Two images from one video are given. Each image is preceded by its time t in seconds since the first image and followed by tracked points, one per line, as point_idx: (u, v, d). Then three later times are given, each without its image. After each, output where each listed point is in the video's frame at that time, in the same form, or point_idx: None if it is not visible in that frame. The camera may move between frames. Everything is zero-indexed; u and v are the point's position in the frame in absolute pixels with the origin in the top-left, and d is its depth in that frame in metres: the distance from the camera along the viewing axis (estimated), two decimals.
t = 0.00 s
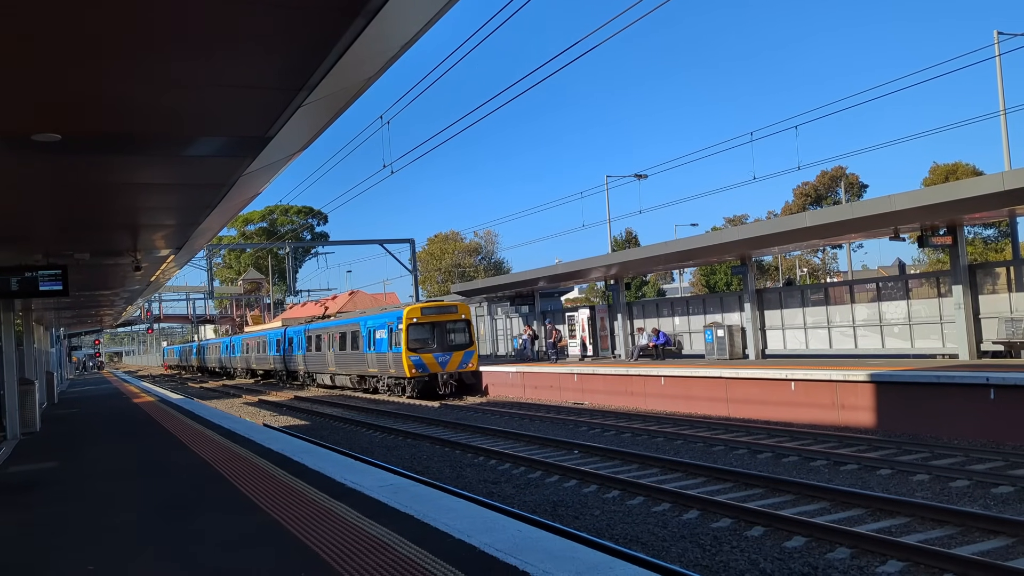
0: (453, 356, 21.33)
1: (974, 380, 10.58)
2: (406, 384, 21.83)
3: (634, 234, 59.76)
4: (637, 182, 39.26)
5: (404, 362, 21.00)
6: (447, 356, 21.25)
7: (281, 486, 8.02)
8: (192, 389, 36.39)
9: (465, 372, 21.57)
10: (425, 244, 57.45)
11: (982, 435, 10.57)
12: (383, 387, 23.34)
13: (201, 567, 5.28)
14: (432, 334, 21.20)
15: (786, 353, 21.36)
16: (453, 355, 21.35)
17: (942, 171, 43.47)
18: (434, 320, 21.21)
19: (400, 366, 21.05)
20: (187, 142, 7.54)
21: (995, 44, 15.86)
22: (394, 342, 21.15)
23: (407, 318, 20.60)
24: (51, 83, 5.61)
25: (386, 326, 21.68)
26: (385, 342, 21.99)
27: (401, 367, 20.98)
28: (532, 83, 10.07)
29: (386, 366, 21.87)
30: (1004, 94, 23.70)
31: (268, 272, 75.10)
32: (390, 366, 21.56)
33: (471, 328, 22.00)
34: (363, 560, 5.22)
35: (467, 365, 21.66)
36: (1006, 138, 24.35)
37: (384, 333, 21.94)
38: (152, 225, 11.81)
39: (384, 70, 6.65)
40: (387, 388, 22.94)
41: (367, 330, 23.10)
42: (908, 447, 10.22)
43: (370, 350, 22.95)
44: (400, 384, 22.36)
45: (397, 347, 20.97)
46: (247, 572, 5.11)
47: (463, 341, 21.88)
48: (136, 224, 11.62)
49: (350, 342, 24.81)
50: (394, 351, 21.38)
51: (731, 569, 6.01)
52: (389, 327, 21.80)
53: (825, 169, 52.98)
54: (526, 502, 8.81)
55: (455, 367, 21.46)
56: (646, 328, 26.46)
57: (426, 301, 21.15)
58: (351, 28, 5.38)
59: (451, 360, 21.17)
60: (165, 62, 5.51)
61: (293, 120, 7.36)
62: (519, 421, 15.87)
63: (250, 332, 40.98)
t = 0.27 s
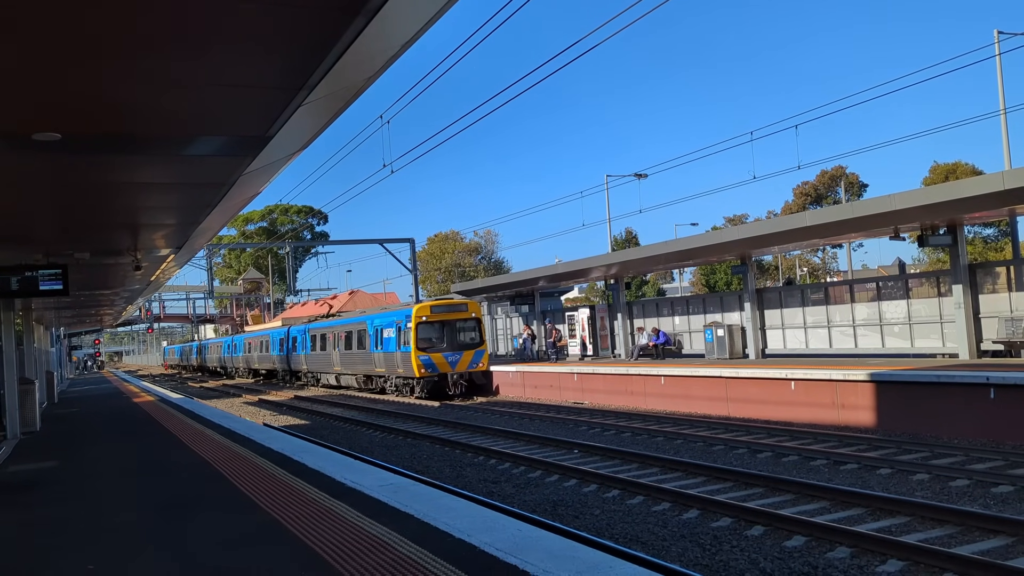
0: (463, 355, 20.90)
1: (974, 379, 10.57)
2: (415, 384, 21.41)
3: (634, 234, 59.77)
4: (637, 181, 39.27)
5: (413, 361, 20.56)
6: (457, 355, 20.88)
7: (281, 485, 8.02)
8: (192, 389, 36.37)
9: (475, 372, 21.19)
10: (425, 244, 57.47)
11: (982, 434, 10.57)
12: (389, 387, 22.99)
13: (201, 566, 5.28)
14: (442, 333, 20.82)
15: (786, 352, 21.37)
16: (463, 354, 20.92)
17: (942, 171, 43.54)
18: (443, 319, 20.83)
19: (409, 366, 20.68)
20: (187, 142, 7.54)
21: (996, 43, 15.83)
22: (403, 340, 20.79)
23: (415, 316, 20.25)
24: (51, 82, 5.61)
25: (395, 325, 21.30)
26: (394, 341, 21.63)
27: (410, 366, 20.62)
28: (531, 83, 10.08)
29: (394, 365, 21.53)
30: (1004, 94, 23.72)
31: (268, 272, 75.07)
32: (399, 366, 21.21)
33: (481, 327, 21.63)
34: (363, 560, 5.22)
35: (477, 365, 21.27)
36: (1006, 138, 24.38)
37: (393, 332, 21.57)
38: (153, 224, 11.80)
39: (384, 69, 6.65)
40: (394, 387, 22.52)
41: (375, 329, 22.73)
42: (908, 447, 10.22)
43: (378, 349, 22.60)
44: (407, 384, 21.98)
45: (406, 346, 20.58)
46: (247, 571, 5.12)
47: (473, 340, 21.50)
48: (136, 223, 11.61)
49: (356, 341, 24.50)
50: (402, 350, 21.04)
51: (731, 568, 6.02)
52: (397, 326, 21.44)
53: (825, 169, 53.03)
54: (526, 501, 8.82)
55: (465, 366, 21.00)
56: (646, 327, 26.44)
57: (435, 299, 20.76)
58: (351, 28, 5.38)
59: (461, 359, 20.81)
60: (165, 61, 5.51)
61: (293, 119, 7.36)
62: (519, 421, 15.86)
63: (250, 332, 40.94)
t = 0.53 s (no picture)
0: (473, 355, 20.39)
1: (973, 379, 10.58)
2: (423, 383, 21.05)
3: (634, 233, 59.82)
4: (637, 181, 39.25)
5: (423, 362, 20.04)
6: (467, 355, 20.36)
7: (281, 486, 8.01)
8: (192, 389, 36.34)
9: (485, 372, 20.68)
10: (424, 244, 57.48)
11: (981, 434, 10.58)
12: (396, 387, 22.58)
13: (202, 567, 5.28)
14: (451, 332, 20.31)
15: (785, 353, 21.37)
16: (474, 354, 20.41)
17: (941, 172, 43.62)
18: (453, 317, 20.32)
19: (418, 366, 20.17)
20: (186, 142, 7.54)
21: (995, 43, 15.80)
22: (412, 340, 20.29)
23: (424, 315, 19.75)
24: (51, 82, 5.61)
25: (402, 324, 20.86)
26: (401, 340, 21.16)
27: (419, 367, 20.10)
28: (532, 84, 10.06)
29: (402, 365, 21.06)
30: (1004, 94, 23.74)
31: (268, 271, 75.07)
32: (407, 366, 20.72)
33: (491, 326, 21.10)
34: (363, 560, 5.21)
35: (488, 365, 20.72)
36: (1005, 139, 24.44)
37: (402, 332, 21.06)
38: (152, 224, 11.81)
39: (383, 70, 6.66)
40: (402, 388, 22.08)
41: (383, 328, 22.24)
42: (907, 447, 10.23)
43: (385, 349, 22.14)
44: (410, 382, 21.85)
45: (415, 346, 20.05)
46: (246, 571, 5.12)
47: (483, 339, 20.98)
48: (135, 223, 11.61)
49: (361, 341, 24.17)
50: (411, 350, 20.57)
51: (731, 568, 6.02)
52: (404, 326, 21.02)
53: (824, 169, 53.09)
54: (526, 501, 8.82)
55: (476, 366, 20.49)
56: (646, 327, 26.44)
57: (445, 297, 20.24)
58: (351, 28, 5.38)
59: (471, 359, 20.30)
60: (165, 62, 5.52)
61: (292, 119, 7.36)
62: (519, 421, 15.86)
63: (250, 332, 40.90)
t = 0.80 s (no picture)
0: (484, 355, 19.89)
1: (973, 379, 10.58)
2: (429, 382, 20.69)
3: (633, 233, 59.84)
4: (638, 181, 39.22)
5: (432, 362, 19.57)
6: (477, 355, 19.83)
7: (282, 486, 8.00)
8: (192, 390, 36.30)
9: (496, 373, 20.12)
10: (424, 244, 57.46)
11: (981, 434, 10.58)
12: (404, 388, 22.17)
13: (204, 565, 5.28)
14: (461, 332, 19.81)
15: (785, 353, 21.38)
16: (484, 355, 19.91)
17: (941, 172, 43.66)
18: (463, 316, 19.84)
19: (428, 367, 19.71)
20: (186, 142, 7.54)
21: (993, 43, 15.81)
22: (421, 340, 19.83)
23: (433, 314, 19.29)
24: (51, 82, 5.60)
25: (411, 324, 20.41)
26: (410, 340, 20.71)
27: (428, 367, 19.66)
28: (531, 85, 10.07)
29: (410, 365, 20.63)
30: (1003, 94, 23.74)
31: (268, 272, 75.05)
32: (416, 366, 20.29)
33: (503, 325, 20.56)
34: (363, 560, 5.22)
35: (499, 366, 20.12)
36: (1005, 139, 24.47)
37: (410, 332, 20.60)
38: (152, 225, 11.81)
39: (384, 70, 6.66)
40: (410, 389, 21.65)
41: (391, 328, 21.77)
42: (907, 447, 10.23)
43: (392, 349, 21.71)
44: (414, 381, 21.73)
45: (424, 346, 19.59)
46: (246, 570, 5.13)
47: (495, 339, 20.48)
48: (135, 224, 11.60)
49: (369, 341, 23.72)
50: (420, 351, 20.04)
51: (730, 568, 6.03)
52: (412, 325, 20.63)
53: (824, 169, 53.10)
54: (526, 502, 8.82)
55: (486, 367, 20.02)
56: (645, 328, 26.44)
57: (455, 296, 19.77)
58: (351, 28, 5.38)
59: (481, 359, 19.78)
60: (165, 62, 5.52)
61: (292, 119, 7.36)
62: (519, 421, 15.84)
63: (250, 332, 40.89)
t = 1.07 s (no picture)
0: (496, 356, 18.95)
1: (973, 379, 9.99)
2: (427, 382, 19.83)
3: (632, 234, 59.35)
4: (639, 179, 38.68)
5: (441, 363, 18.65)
6: (489, 355, 18.93)
7: (274, 486, 7.39)
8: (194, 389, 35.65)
9: (508, 374, 19.30)
10: (422, 244, 56.92)
11: (981, 435, 9.98)
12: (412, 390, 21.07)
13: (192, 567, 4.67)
14: (472, 331, 18.85)
15: (784, 353, 20.79)
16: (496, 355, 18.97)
17: (941, 172, 43.17)
18: (474, 315, 18.88)
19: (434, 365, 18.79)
20: (182, 142, 6.91)
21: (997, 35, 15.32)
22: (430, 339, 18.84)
23: (444, 312, 18.28)
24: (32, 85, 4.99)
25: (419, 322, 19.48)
26: (418, 340, 19.68)
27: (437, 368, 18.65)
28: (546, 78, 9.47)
29: (419, 366, 19.58)
30: (1002, 93, 23.23)
31: (266, 272, 74.38)
32: (425, 367, 19.26)
33: (514, 323, 19.65)
34: (361, 560, 4.63)
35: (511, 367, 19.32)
36: (1006, 139, 23.96)
37: (419, 331, 19.58)
38: (152, 225, 11.21)
39: (384, 70, 6.04)
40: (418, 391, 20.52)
41: (398, 327, 20.75)
42: (906, 447, 9.62)
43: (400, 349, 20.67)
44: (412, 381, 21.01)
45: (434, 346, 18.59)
46: (239, 570, 4.54)
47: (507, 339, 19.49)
48: (134, 224, 10.99)
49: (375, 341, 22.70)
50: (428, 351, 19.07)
51: (731, 568, 5.48)
52: (422, 324, 19.61)
53: (824, 169, 52.59)
54: (525, 501, 8.21)
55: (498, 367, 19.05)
56: (644, 328, 25.82)
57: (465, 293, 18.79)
58: (351, 28, 4.76)
59: (493, 360, 18.85)
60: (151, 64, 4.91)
61: (290, 119, 6.72)
62: (519, 421, 15.25)
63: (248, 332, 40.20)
